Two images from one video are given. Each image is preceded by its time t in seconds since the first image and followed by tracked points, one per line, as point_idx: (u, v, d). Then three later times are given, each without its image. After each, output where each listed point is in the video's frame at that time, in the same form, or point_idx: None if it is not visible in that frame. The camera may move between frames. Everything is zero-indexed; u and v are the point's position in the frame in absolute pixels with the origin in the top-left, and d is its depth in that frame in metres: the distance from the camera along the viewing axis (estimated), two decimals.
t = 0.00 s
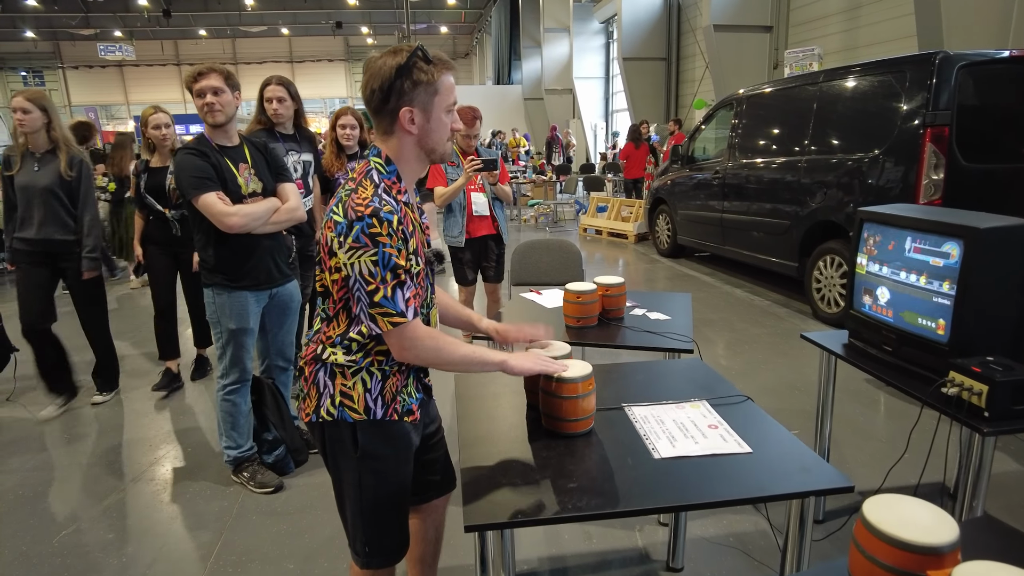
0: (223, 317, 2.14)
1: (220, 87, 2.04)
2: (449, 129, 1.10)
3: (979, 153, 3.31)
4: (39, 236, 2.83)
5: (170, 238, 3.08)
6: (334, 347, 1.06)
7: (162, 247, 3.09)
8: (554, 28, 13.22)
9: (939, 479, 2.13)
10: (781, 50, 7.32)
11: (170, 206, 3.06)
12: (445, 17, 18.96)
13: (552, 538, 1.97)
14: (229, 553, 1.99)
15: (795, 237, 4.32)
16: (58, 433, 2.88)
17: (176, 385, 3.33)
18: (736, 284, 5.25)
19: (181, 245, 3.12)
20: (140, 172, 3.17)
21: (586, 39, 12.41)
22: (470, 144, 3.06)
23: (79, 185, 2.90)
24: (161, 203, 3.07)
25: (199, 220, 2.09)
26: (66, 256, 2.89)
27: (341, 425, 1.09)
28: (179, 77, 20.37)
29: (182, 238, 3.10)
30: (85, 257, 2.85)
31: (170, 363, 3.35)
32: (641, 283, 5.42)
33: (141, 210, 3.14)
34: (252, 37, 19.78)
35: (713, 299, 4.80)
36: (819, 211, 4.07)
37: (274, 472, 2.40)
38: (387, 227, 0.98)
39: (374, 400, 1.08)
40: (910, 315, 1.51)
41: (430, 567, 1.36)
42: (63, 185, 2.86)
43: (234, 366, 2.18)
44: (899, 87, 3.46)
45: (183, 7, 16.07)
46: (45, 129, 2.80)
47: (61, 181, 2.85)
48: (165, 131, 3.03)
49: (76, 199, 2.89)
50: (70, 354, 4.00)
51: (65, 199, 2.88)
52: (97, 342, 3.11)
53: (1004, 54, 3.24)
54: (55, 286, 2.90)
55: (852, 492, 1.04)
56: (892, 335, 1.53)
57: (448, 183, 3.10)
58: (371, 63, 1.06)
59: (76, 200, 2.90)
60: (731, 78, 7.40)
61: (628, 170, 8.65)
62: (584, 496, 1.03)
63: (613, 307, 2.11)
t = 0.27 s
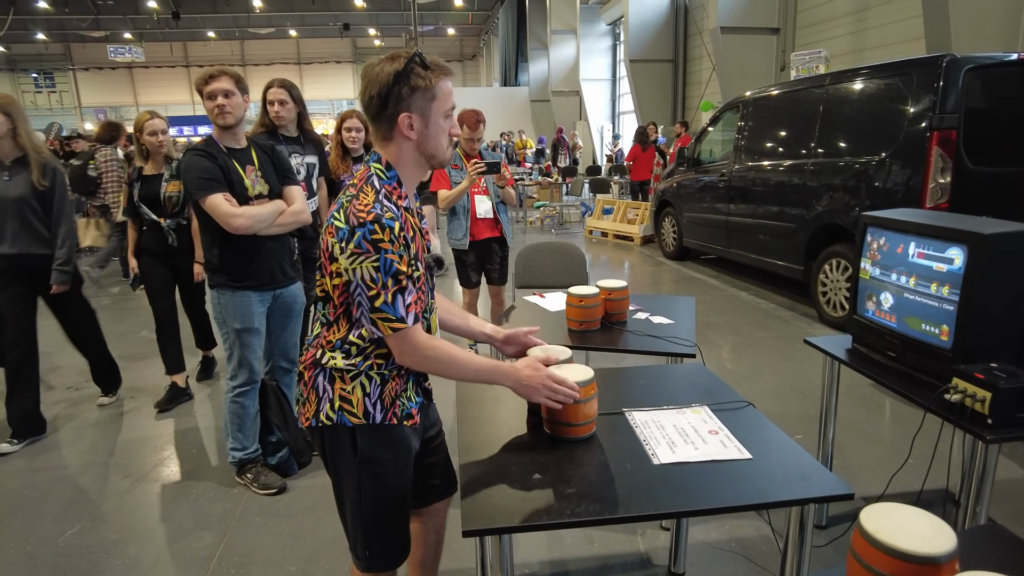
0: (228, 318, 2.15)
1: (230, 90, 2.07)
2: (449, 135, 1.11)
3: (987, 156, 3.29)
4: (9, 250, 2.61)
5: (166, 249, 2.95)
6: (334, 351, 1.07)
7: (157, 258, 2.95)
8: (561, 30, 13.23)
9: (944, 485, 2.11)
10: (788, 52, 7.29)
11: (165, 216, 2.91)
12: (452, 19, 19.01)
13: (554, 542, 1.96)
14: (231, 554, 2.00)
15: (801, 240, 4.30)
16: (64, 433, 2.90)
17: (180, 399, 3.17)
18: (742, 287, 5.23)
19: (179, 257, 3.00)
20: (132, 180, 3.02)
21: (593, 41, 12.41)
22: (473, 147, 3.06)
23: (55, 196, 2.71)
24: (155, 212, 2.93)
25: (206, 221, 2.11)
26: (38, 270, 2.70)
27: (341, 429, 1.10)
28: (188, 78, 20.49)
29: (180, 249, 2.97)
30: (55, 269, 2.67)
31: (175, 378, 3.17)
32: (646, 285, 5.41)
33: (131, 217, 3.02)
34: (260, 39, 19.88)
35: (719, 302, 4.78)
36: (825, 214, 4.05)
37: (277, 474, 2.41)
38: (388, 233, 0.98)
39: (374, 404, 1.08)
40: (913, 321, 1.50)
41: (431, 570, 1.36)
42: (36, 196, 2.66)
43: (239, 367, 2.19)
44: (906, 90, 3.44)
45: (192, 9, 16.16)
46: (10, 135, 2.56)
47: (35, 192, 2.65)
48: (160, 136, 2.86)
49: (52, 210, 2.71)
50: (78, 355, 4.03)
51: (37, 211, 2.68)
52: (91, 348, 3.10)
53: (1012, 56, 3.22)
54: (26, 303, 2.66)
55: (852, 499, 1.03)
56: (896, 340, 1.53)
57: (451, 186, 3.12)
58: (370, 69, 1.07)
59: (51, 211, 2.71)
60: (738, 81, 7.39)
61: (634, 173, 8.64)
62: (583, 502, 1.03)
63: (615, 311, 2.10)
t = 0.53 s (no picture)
0: (236, 316, 2.17)
1: (244, 93, 2.08)
2: (453, 137, 1.11)
3: (998, 159, 3.26)
4: None
5: (157, 250, 2.79)
6: (334, 351, 1.07)
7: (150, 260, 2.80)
8: (570, 33, 13.24)
9: (952, 490, 2.09)
10: (798, 54, 7.26)
11: (156, 216, 2.79)
12: (462, 22, 19.08)
13: (557, 544, 1.96)
14: (235, 554, 2.00)
15: (809, 243, 4.27)
16: (72, 433, 2.93)
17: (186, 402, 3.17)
18: (749, 290, 5.20)
19: (171, 258, 2.82)
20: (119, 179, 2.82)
21: (603, 44, 12.41)
22: (479, 149, 3.07)
23: (27, 198, 2.54)
24: (145, 213, 2.79)
25: (218, 220, 2.12)
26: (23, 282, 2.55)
27: (341, 429, 1.10)
28: (200, 81, 20.65)
29: (173, 250, 2.81)
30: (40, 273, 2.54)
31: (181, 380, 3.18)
32: (653, 288, 5.39)
33: (120, 220, 2.85)
34: (271, 42, 20.02)
35: (726, 305, 4.76)
36: (834, 217, 4.02)
37: (281, 474, 2.41)
38: (391, 235, 0.98)
39: (374, 404, 1.08)
40: (919, 324, 1.48)
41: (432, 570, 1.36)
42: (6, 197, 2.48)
43: (246, 367, 2.20)
44: (916, 92, 3.42)
45: (204, 12, 16.29)
46: None
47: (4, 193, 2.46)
48: (151, 134, 2.74)
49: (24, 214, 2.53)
50: (87, 355, 4.07)
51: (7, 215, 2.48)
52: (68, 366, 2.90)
53: None
54: None
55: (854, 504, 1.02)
56: (901, 344, 1.51)
57: (457, 189, 3.13)
58: (374, 72, 1.07)
59: (25, 215, 2.53)
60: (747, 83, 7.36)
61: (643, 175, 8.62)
62: (583, 504, 1.03)
63: (620, 313, 2.10)
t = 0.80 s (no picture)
0: (244, 317, 2.19)
1: (256, 97, 2.10)
2: (453, 140, 1.11)
3: (1009, 161, 3.22)
4: None
5: (152, 253, 2.72)
6: (336, 351, 1.08)
7: (146, 263, 2.73)
8: (580, 35, 13.24)
9: (959, 494, 2.07)
10: (808, 56, 7.22)
11: (149, 219, 2.70)
12: (473, 24, 19.13)
13: (560, 545, 1.96)
14: (240, 552, 2.02)
15: (818, 246, 4.25)
16: (83, 431, 2.97)
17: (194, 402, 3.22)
18: (758, 293, 5.17)
19: (167, 261, 2.74)
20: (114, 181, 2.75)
21: (612, 46, 12.39)
22: (485, 151, 3.08)
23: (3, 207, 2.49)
24: (139, 216, 2.70)
25: (227, 220, 2.13)
26: None
27: (343, 429, 1.11)
28: (212, 83, 20.82)
29: (168, 253, 2.73)
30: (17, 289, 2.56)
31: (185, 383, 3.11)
32: (661, 290, 5.37)
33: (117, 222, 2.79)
34: (283, 45, 20.16)
35: (734, 308, 4.73)
36: (843, 219, 3.99)
37: (287, 473, 2.43)
38: (392, 236, 0.99)
39: (375, 403, 1.09)
40: (924, 326, 1.47)
41: (434, 569, 1.37)
42: None
43: (256, 367, 2.22)
44: (926, 94, 3.39)
45: (217, 15, 16.41)
46: None
47: None
48: (143, 134, 2.65)
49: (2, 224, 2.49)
50: (99, 355, 4.12)
51: None
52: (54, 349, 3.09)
53: None
54: None
55: (854, 506, 1.02)
56: (906, 346, 1.50)
57: (464, 190, 3.14)
58: (375, 76, 1.08)
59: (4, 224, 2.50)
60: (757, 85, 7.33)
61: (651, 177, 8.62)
62: (581, 504, 1.03)
63: (624, 314, 2.10)
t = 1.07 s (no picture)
0: (251, 318, 2.20)
1: (266, 98, 2.12)
2: (457, 138, 1.12)
3: None
4: None
5: (146, 262, 2.67)
6: (343, 349, 1.09)
7: (141, 272, 2.68)
8: (591, 36, 13.24)
9: (971, 497, 2.05)
10: (820, 56, 7.17)
11: (144, 226, 2.65)
12: (483, 26, 19.19)
13: (567, 545, 1.95)
14: (249, 549, 2.04)
15: (830, 247, 4.21)
16: (96, 429, 3.01)
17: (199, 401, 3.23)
18: (769, 294, 5.14)
19: (161, 271, 2.68)
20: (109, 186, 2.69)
21: (623, 47, 12.38)
22: (493, 152, 3.09)
23: None
24: (134, 223, 2.65)
25: (234, 222, 2.15)
26: None
27: (351, 426, 1.11)
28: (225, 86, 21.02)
29: (162, 263, 2.68)
30: None
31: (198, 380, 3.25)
32: (671, 292, 5.36)
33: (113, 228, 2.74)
34: (295, 47, 20.32)
35: (743, 309, 4.71)
36: (854, 220, 3.96)
37: (297, 471, 2.45)
38: (397, 235, 1.00)
39: (383, 401, 1.10)
40: (935, 327, 1.46)
41: (441, 567, 1.37)
42: None
43: (259, 368, 2.24)
44: (939, 94, 3.36)
45: (230, 18, 16.55)
46: None
47: None
48: (136, 138, 2.55)
49: None
50: (113, 354, 4.17)
51: None
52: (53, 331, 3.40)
53: None
54: None
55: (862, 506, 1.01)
56: (916, 346, 1.49)
57: (472, 190, 3.16)
58: (380, 75, 1.09)
59: None
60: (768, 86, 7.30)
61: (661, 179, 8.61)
62: (586, 502, 1.03)
63: (632, 314, 2.09)
